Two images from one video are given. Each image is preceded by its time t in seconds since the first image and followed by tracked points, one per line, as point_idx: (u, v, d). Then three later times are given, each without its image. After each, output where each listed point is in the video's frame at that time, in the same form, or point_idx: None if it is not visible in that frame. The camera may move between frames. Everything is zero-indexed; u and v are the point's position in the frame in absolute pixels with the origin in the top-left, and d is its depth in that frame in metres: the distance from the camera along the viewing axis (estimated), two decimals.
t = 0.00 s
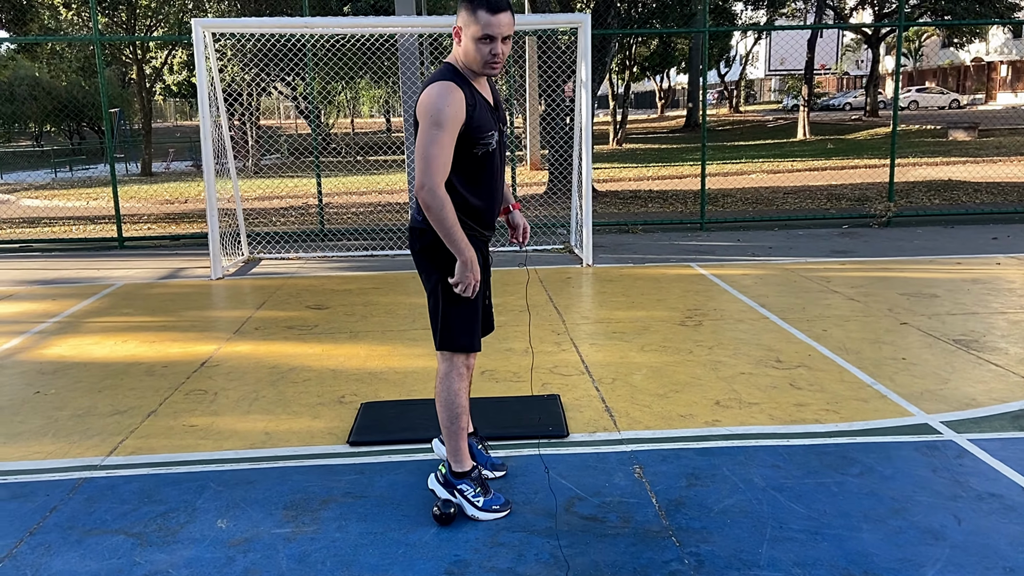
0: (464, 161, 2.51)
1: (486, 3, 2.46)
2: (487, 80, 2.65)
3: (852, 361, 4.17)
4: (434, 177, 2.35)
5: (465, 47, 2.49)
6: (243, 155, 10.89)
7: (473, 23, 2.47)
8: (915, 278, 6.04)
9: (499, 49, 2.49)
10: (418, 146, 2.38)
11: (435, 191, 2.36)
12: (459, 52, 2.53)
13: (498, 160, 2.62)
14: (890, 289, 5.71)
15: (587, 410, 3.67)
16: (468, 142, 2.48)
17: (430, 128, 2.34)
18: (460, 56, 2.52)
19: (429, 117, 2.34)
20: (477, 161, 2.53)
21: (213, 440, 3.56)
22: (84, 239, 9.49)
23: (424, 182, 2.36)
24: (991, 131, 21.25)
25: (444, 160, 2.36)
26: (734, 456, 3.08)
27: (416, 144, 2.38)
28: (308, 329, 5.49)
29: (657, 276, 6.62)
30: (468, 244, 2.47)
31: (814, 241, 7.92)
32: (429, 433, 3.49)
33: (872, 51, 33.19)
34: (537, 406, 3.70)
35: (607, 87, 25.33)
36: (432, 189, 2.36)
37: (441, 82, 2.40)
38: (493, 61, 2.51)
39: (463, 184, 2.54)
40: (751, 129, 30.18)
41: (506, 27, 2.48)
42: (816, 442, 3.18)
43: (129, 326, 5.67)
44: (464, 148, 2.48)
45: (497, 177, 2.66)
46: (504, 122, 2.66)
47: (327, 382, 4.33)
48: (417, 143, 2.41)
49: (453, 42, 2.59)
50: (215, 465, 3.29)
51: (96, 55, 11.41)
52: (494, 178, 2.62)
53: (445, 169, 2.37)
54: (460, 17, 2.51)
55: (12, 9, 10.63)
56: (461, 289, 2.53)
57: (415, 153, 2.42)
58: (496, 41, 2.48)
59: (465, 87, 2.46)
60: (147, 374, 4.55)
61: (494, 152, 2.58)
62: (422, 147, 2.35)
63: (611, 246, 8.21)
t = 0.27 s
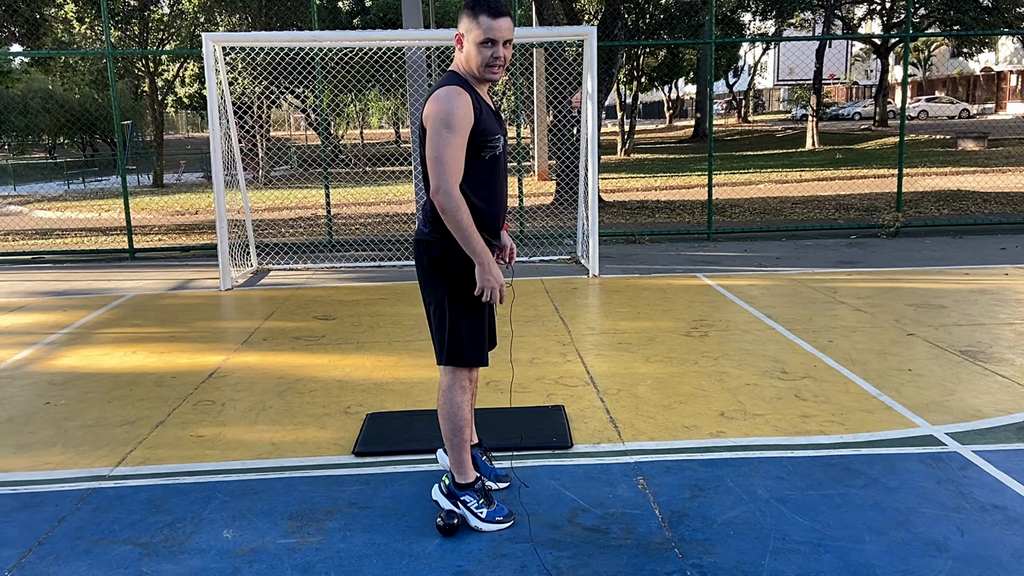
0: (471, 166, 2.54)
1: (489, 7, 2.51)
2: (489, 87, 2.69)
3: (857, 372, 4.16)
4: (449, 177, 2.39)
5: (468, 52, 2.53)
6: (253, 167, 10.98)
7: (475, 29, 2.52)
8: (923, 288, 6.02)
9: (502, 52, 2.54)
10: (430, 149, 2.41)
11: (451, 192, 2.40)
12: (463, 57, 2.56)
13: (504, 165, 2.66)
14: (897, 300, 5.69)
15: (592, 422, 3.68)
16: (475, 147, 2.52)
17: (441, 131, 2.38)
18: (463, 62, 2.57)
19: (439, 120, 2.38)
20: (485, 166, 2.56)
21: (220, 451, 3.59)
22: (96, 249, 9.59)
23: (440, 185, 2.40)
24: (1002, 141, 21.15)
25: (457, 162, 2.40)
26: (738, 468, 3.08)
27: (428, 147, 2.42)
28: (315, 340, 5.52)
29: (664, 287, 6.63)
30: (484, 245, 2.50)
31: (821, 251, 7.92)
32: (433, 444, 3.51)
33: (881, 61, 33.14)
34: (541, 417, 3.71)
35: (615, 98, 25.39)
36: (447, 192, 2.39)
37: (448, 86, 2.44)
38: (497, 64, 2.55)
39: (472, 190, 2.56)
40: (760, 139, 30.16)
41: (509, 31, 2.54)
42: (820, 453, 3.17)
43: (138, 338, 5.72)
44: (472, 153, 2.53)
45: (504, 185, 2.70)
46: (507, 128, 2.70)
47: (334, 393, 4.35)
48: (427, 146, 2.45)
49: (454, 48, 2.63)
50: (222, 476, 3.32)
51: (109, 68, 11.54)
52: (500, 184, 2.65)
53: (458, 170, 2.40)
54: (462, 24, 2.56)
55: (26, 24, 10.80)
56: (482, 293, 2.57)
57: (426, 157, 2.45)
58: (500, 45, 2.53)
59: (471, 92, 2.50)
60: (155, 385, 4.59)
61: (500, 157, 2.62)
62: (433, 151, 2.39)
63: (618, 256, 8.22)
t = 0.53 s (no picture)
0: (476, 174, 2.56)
1: (495, 14, 2.54)
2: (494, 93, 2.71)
3: (863, 380, 4.14)
4: (456, 184, 2.40)
5: (480, 59, 2.55)
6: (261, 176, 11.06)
7: (485, 35, 2.55)
8: (931, 296, 5.99)
9: (511, 57, 2.57)
10: (436, 157, 2.43)
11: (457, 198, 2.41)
12: (471, 64, 2.58)
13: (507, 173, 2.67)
14: (905, 308, 5.66)
15: (596, 429, 3.68)
16: (480, 155, 2.54)
17: (447, 139, 2.39)
18: (474, 69, 2.58)
19: (445, 128, 2.40)
20: (489, 174, 2.58)
21: (225, 459, 3.61)
22: (105, 259, 9.66)
23: (446, 191, 2.41)
24: (1011, 148, 21.05)
25: (463, 169, 2.42)
26: (742, 476, 3.07)
27: (435, 155, 2.43)
28: (321, 349, 5.54)
29: (670, 295, 6.62)
30: (491, 251, 2.51)
31: (828, 259, 7.90)
32: (437, 452, 3.52)
33: (889, 69, 33.10)
34: (545, 425, 3.71)
35: (622, 106, 25.44)
36: (452, 198, 2.40)
37: (455, 93, 2.46)
38: (505, 69, 2.59)
39: (477, 198, 2.58)
40: (767, 147, 30.14)
41: (515, 36, 2.57)
42: (825, 461, 3.16)
43: (145, 346, 5.75)
44: (476, 162, 2.54)
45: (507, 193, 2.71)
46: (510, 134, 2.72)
47: (339, 402, 4.36)
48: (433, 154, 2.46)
49: (459, 55, 2.63)
50: (227, 483, 3.33)
51: (118, 78, 11.66)
52: (504, 193, 2.67)
53: (464, 176, 2.42)
54: (468, 31, 2.57)
55: (37, 35, 10.94)
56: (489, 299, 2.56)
57: (432, 165, 2.47)
58: (507, 50, 2.57)
59: (476, 100, 2.52)
60: (162, 393, 4.62)
61: (504, 165, 2.64)
62: (438, 158, 2.41)
63: (624, 265, 8.22)
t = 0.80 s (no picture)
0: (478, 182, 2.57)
1: (501, 19, 2.58)
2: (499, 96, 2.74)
3: (867, 385, 4.13)
4: (457, 189, 2.41)
5: (494, 62, 2.57)
6: (266, 183, 11.11)
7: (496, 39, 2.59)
8: (936, 301, 5.98)
9: (520, 61, 2.62)
10: (437, 161, 2.44)
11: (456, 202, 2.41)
12: (480, 68, 2.59)
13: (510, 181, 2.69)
14: (910, 313, 5.65)
15: (599, 435, 3.68)
16: (481, 161, 2.55)
17: (447, 145, 2.41)
18: (487, 73, 2.59)
19: (447, 133, 2.42)
20: (490, 181, 2.59)
21: (229, 464, 3.62)
22: (111, 266, 9.71)
23: (445, 196, 2.42)
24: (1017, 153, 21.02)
25: (463, 174, 2.43)
26: (745, 481, 3.07)
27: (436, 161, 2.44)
28: (326, 355, 5.56)
29: (674, 301, 6.62)
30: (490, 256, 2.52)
31: (833, 264, 7.88)
32: (441, 458, 3.52)
33: (894, 74, 33.10)
34: (549, 430, 3.71)
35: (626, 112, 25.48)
36: (452, 203, 2.41)
37: (460, 99, 2.48)
38: (515, 71, 2.63)
39: (478, 204, 2.59)
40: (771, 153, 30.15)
41: (521, 39, 2.62)
42: (829, 466, 3.15)
43: (151, 353, 5.78)
44: (478, 168, 2.56)
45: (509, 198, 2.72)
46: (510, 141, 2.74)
47: (343, 408, 4.37)
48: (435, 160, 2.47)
49: (464, 61, 2.63)
50: (231, 489, 3.34)
51: (124, 87, 11.74)
52: (505, 200, 2.68)
53: (465, 182, 2.43)
54: (474, 37, 2.59)
55: (43, 43, 11.06)
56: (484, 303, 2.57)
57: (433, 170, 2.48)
58: (514, 54, 2.61)
59: (480, 107, 2.54)
60: (167, 399, 4.63)
61: (506, 172, 2.65)
62: (439, 163, 2.42)
63: (628, 270, 8.23)
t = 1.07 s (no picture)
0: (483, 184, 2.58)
1: (501, 19, 2.63)
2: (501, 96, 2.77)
3: (869, 387, 4.13)
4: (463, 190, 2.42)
5: (501, 60, 2.61)
6: (268, 187, 11.13)
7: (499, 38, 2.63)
8: (938, 303, 5.97)
9: (522, 58, 2.68)
10: (443, 163, 2.45)
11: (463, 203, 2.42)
12: (486, 69, 2.62)
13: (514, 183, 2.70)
14: (911, 315, 5.64)
15: (601, 437, 3.68)
16: (487, 164, 2.56)
17: (454, 146, 2.42)
18: (495, 72, 2.62)
19: (454, 135, 2.42)
20: (496, 182, 2.60)
21: (232, 467, 3.62)
22: (113, 270, 9.73)
23: (451, 198, 2.43)
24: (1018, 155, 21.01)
25: (470, 176, 2.44)
26: (747, 482, 3.07)
27: (442, 162, 2.45)
28: (328, 358, 5.57)
29: (676, 303, 6.62)
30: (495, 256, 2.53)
31: (834, 266, 7.89)
32: (443, 460, 3.52)
33: (895, 76, 33.11)
34: (550, 432, 3.71)
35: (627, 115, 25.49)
36: (458, 205, 2.42)
37: (466, 100, 2.49)
38: (519, 69, 2.68)
39: (482, 206, 2.60)
40: (772, 155, 30.15)
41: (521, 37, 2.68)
42: (831, 468, 3.16)
43: (153, 356, 5.79)
44: (483, 170, 2.56)
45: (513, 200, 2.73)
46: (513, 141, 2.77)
47: (345, 411, 4.38)
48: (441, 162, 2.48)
49: (468, 64, 2.65)
50: (234, 492, 3.34)
51: (126, 91, 11.79)
52: (510, 201, 2.69)
53: (471, 183, 2.44)
54: (477, 39, 2.62)
55: (45, 48, 11.12)
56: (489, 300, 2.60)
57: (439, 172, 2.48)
58: (517, 51, 2.66)
59: (486, 108, 2.55)
60: (169, 403, 4.64)
61: (510, 174, 2.66)
62: (445, 165, 2.42)
63: (630, 273, 8.23)
